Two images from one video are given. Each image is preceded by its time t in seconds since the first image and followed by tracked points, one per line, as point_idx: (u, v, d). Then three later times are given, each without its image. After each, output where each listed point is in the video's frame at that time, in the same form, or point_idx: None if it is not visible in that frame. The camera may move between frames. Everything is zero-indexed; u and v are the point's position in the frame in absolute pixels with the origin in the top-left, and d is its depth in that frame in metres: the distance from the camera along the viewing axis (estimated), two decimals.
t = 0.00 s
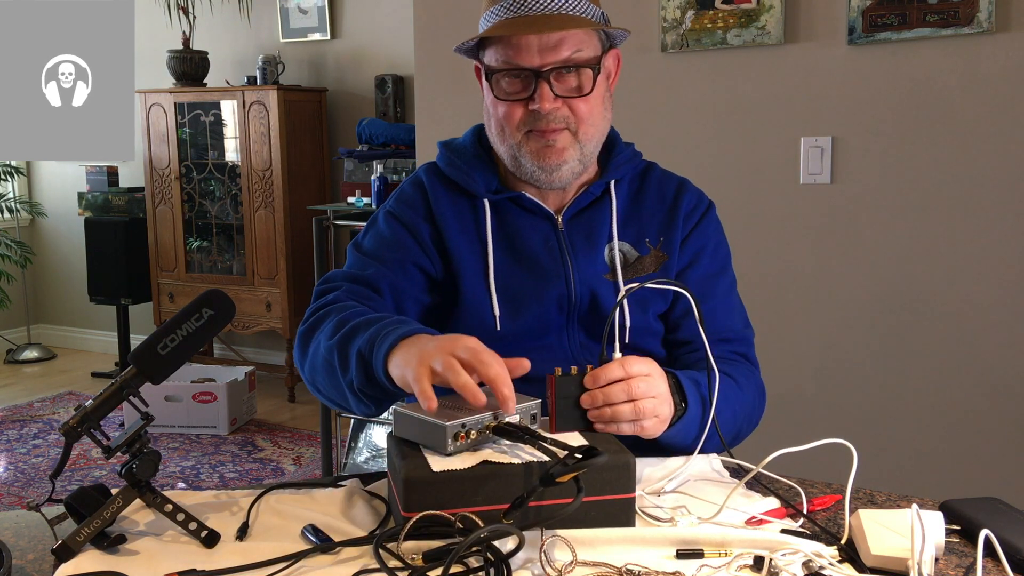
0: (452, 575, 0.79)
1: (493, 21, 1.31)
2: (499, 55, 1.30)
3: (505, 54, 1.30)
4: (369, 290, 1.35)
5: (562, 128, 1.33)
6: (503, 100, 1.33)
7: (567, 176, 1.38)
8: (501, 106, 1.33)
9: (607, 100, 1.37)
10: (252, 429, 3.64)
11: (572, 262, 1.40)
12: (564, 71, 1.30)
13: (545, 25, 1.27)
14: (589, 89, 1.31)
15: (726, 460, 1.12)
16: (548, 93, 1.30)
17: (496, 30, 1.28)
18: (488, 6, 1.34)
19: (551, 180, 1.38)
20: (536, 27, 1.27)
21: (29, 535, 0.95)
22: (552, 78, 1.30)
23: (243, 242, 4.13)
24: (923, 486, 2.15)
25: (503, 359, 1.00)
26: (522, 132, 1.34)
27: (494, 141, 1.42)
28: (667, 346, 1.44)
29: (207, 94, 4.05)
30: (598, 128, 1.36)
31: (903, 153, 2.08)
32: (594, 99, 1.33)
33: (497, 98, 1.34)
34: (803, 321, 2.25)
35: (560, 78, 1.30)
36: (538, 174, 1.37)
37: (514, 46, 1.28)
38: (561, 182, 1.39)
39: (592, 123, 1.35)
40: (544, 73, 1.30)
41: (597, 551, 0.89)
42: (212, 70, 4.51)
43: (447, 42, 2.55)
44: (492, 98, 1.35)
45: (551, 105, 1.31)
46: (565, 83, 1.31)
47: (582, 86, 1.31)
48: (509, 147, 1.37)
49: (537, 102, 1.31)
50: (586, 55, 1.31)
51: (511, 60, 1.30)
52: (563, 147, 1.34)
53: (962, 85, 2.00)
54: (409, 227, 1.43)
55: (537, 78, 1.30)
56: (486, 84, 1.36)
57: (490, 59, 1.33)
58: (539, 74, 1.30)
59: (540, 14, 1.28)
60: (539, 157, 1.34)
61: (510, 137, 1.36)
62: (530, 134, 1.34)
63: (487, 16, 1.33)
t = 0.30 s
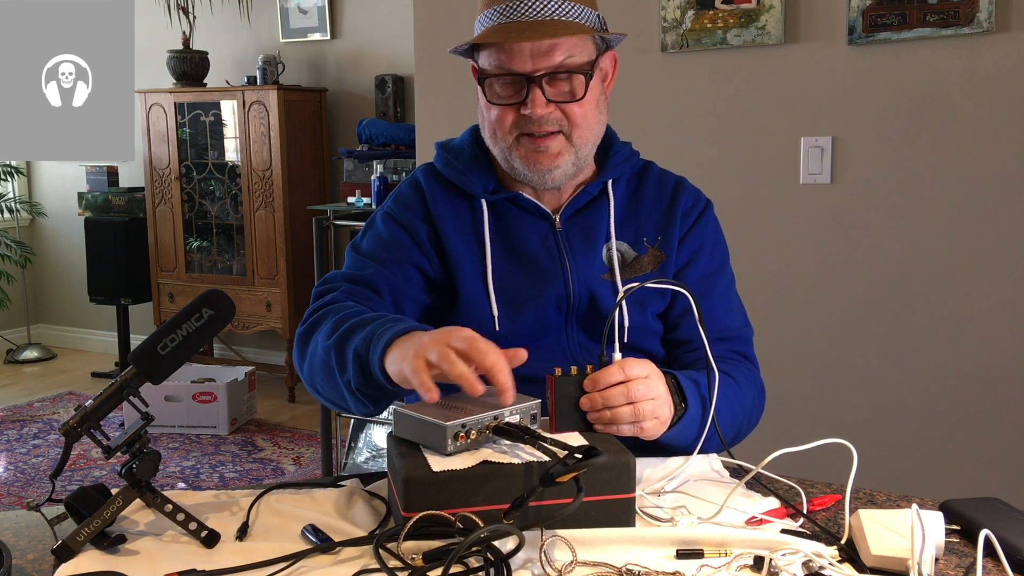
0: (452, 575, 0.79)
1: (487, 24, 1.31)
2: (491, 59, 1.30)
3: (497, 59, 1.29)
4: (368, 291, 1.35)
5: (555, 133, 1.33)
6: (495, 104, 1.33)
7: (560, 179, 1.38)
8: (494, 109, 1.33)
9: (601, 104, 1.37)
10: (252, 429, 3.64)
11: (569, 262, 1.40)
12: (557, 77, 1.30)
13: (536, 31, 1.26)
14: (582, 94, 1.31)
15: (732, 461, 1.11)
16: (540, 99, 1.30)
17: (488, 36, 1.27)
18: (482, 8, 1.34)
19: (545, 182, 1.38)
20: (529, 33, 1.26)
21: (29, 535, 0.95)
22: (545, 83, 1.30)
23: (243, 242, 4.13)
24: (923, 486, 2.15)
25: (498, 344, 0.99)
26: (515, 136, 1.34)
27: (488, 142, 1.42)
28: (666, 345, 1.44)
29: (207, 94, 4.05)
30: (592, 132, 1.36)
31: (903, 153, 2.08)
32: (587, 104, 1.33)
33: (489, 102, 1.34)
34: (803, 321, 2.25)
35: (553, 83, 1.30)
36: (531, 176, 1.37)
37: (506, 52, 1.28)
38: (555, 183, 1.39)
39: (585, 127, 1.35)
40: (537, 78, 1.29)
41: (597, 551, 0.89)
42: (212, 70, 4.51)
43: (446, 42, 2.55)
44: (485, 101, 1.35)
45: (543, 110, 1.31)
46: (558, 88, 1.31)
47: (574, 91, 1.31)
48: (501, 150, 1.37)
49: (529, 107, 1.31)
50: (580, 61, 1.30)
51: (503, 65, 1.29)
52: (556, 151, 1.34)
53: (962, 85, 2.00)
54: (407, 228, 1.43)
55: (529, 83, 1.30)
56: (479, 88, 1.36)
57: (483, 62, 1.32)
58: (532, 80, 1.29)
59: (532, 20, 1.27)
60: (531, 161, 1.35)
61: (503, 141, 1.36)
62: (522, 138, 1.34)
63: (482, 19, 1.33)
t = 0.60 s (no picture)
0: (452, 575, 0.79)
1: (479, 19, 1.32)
2: (483, 54, 1.31)
3: (488, 53, 1.30)
4: (369, 292, 1.35)
5: (547, 126, 1.33)
6: (487, 99, 1.34)
7: (553, 174, 1.38)
8: (487, 104, 1.34)
9: (594, 100, 1.37)
10: (252, 429, 3.64)
11: (569, 261, 1.40)
12: (547, 70, 1.30)
13: (525, 24, 1.27)
14: (572, 88, 1.31)
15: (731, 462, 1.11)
16: (530, 92, 1.30)
17: (479, 30, 1.29)
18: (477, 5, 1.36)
19: (538, 177, 1.38)
20: (518, 26, 1.27)
21: (29, 536, 0.95)
22: (535, 76, 1.30)
23: (243, 242, 4.13)
24: (922, 486, 2.15)
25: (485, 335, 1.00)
26: (506, 130, 1.35)
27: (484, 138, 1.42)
28: (666, 344, 1.44)
29: (207, 94, 4.05)
30: (585, 127, 1.36)
31: (903, 153, 2.08)
32: (578, 98, 1.33)
33: (482, 96, 1.34)
34: (803, 321, 2.25)
35: (544, 77, 1.30)
36: (524, 171, 1.37)
37: (497, 45, 1.29)
38: (549, 178, 1.38)
39: (577, 122, 1.34)
40: (526, 71, 1.30)
41: (597, 551, 0.89)
42: (212, 70, 4.51)
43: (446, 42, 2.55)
44: (478, 96, 1.35)
45: (534, 103, 1.31)
46: (549, 81, 1.31)
47: (565, 85, 1.31)
48: (494, 145, 1.37)
49: (519, 101, 1.31)
50: (571, 54, 1.31)
51: (494, 59, 1.30)
52: (548, 145, 1.34)
53: (962, 85, 2.00)
54: (407, 228, 1.43)
55: (519, 76, 1.30)
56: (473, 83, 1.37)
57: (476, 56, 1.33)
58: (522, 73, 1.30)
59: (523, 13, 1.28)
60: (523, 156, 1.35)
61: (496, 136, 1.36)
62: (514, 131, 1.34)
63: (476, 15, 1.34)
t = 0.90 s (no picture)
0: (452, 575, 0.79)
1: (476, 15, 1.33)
2: (480, 50, 1.31)
3: (487, 48, 1.31)
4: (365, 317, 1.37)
5: (547, 121, 1.33)
6: (486, 95, 1.34)
7: (552, 171, 1.37)
8: (485, 100, 1.34)
9: (591, 95, 1.38)
10: (252, 429, 3.64)
11: (562, 262, 1.40)
12: (546, 63, 1.31)
13: (524, 17, 1.28)
14: (572, 81, 1.32)
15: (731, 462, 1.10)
16: (530, 86, 1.30)
17: (476, 24, 1.29)
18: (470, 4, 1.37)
19: (538, 174, 1.37)
20: (517, 18, 1.28)
21: (29, 535, 0.95)
22: (534, 70, 1.31)
23: (243, 242, 4.13)
24: (923, 486, 2.15)
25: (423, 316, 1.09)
26: (506, 126, 1.34)
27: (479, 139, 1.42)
28: (665, 344, 1.44)
29: (207, 94, 4.05)
30: (583, 121, 1.36)
31: (903, 153, 2.08)
32: (577, 92, 1.33)
33: (480, 93, 1.34)
34: (803, 321, 2.25)
35: (543, 70, 1.31)
36: (523, 169, 1.36)
37: (495, 39, 1.30)
38: (548, 175, 1.38)
39: (576, 116, 1.35)
40: (526, 65, 1.30)
41: (597, 551, 0.89)
42: (212, 70, 4.51)
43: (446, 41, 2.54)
44: (475, 93, 1.35)
45: (534, 97, 1.31)
46: (548, 75, 1.31)
47: (565, 78, 1.32)
48: (492, 142, 1.36)
49: (519, 95, 1.31)
50: (569, 47, 1.32)
51: (492, 55, 1.31)
52: (548, 139, 1.33)
53: (962, 85, 2.00)
54: (396, 242, 1.43)
55: (518, 71, 1.30)
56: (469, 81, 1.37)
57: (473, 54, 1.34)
58: (521, 67, 1.30)
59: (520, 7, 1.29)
60: (523, 151, 1.34)
61: (494, 133, 1.35)
62: (513, 127, 1.34)
63: (469, 13, 1.35)
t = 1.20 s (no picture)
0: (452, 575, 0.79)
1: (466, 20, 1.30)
2: (472, 59, 1.29)
3: (478, 57, 1.29)
4: (351, 352, 1.36)
5: (541, 131, 1.31)
6: (478, 105, 1.32)
7: (547, 181, 1.36)
8: (477, 110, 1.32)
9: (585, 102, 1.36)
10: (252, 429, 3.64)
11: (555, 281, 1.37)
12: (540, 72, 1.29)
13: (516, 25, 1.26)
14: (567, 90, 1.30)
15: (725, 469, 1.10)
16: (524, 96, 1.28)
17: (467, 33, 1.27)
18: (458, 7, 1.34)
19: (532, 185, 1.35)
20: (509, 26, 1.26)
21: (29, 536, 0.95)
22: (528, 79, 1.29)
23: (243, 242, 4.13)
24: (923, 485, 2.15)
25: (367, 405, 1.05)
26: (499, 137, 1.32)
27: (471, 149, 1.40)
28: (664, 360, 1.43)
29: (207, 94, 4.05)
30: (578, 130, 1.34)
31: (903, 153, 2.08)
32: (572, 100, 1.31)
33: (471, 103, 1.32)
34: (803, 321, 2.25)
35: (537, 79, 1.29)
36: (518, 180, 1.35)
37: (487, 48, 1.28)
38: (542, 185, 1.36)
39: (571, 125, 1.33)
40: (519, 74, 1.28)
41: (597, 551, 0.89)
42: (212, 70, 4.51)
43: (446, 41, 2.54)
44: (467, 103, 1.33)
45: (528, 107, 1.29)
46: (542, 84, 1.29)
47: (559, 86, 1.30)
48: (485, 153, 1.35)
49: (513, 105, 1.29)
50: (562, 55, 1.29)
51: (484, 63, 1.29)
52: (543, 150, 1.32)
53: (962, 85, 2.00)
54: (383, 267, 1.41)
55: (512, 80, 1.28)
56: (460, 90, 1.34)
57: (464, 63, 1.32)
58: (514, 76, 1.28)
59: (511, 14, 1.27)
60: (518, 163, 1.32)
61: (486, 144, 1.34)
62: (507, 138, 1.32)
63: (457, 18, 1.33)
